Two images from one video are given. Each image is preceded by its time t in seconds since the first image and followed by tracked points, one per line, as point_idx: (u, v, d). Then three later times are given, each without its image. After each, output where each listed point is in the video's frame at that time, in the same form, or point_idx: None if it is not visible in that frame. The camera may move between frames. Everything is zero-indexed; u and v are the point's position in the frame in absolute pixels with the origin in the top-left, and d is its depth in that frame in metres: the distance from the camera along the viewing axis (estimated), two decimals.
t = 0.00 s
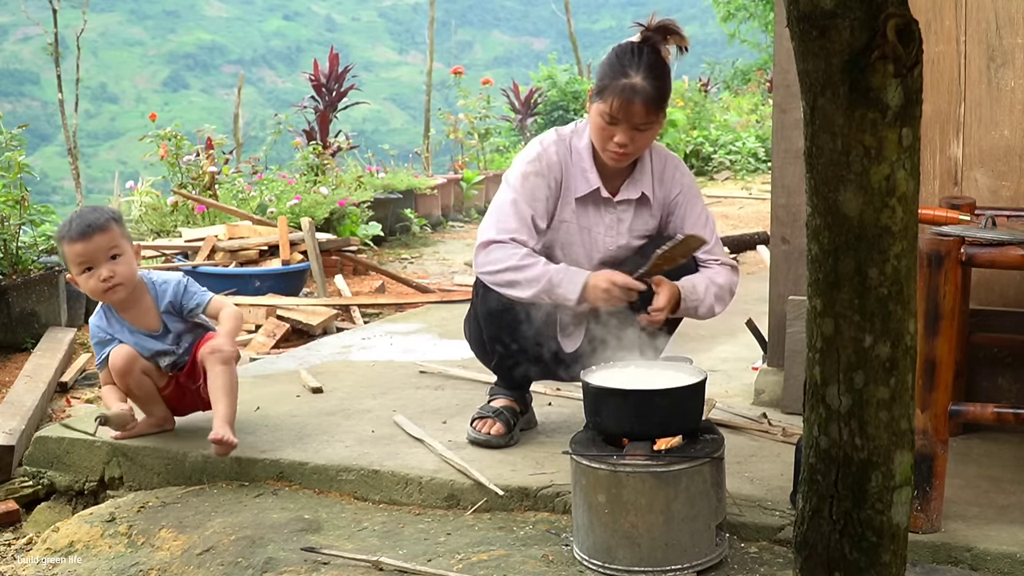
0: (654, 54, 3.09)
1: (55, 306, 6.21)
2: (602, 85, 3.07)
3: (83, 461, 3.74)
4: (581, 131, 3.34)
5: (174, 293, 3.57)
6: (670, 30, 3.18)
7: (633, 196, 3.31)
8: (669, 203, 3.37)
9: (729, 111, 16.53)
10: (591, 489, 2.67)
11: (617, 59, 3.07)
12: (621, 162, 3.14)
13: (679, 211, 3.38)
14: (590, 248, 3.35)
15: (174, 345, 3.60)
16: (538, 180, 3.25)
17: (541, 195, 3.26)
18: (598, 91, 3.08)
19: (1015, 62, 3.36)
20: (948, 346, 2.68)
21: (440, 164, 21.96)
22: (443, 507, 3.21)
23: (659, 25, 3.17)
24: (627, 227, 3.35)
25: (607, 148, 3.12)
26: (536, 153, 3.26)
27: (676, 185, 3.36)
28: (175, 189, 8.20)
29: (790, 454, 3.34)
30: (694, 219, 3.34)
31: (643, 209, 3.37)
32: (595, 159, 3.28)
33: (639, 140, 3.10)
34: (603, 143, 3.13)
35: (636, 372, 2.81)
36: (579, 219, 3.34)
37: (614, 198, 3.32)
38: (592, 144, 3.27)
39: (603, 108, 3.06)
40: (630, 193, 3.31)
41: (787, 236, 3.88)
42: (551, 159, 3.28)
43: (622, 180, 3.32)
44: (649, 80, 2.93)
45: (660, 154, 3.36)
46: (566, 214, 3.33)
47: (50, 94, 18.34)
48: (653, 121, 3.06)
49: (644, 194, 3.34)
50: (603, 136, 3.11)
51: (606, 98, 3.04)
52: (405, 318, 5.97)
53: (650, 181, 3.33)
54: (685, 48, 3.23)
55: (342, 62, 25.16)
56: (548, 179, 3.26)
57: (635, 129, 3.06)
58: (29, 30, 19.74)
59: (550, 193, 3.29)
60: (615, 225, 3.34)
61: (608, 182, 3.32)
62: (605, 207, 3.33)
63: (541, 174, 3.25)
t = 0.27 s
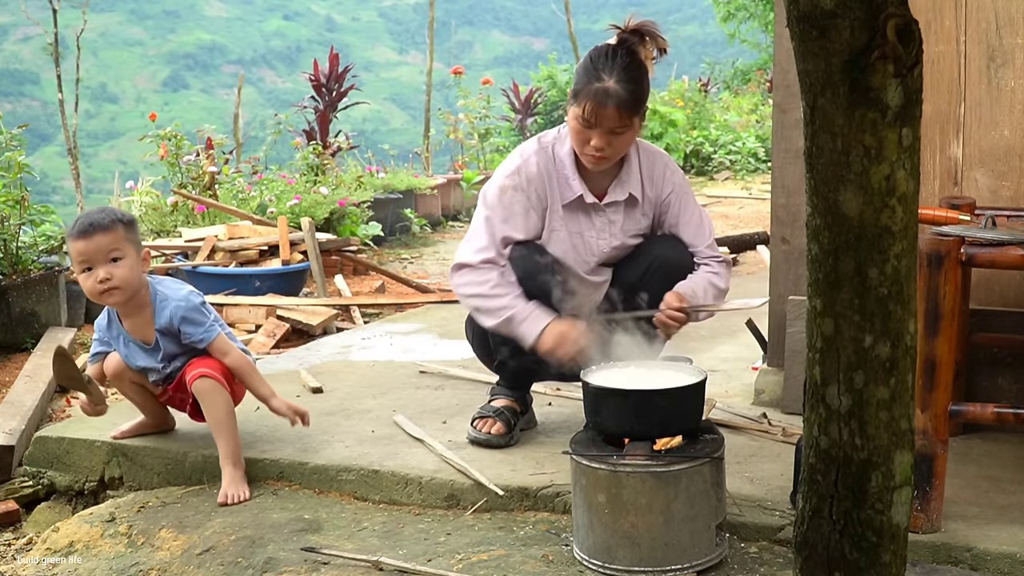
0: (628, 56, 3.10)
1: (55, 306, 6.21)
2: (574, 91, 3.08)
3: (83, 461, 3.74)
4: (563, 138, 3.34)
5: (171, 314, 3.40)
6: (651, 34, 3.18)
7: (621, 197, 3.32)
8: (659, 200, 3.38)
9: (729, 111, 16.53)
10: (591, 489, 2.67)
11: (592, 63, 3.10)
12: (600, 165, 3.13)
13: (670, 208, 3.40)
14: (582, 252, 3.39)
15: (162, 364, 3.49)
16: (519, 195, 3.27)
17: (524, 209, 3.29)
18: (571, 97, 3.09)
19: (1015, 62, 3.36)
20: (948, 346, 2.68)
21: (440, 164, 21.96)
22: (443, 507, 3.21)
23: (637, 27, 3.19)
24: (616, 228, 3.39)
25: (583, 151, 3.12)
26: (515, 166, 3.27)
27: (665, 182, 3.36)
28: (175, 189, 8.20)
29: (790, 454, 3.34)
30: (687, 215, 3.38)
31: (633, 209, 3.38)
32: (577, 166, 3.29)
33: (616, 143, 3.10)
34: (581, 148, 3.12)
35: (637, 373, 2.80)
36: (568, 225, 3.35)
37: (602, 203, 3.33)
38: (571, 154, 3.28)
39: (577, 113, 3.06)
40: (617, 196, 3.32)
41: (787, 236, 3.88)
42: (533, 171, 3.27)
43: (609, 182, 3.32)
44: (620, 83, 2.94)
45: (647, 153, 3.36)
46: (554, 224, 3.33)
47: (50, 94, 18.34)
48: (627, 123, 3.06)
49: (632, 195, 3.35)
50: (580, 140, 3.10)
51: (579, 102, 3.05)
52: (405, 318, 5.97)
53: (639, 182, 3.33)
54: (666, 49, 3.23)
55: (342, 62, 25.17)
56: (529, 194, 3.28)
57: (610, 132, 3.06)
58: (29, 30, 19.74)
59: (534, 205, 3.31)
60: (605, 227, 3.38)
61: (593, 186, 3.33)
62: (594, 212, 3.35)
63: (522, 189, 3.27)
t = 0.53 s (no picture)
0: (621, 41, 3.14)
1: (55, 306, 6.21)
2: (583, 81, 3.07)
3: (83, 461, 3.74)
4: (555, 143, 3.32)
5: (190, 291, 3.33)
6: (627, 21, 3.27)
7: (614, 192, 3.32)
8: (652, 194, 3.40)
9: (729, 111, 16.54)
10: (591, 489, 2.67)
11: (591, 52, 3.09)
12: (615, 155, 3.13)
13: (662, 200, 3.43)
14: (582, 256, 3.38)
15: (168, 335, 3.46)
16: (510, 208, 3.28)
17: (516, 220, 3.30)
18: (578, 89, 3.08)
19: (1015, 62, 3.36)
20: (948, 345, 2.69)
21: (440, 164, 21.96)
22: (443, 507, 3.21)
23: (610, 19, 3.25)
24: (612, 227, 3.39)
25: (596, 144, 3.11)
26: (503, 182, 3.26)
27: (656, 175, 3.39)
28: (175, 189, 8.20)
29: (790, 454, 3.34)
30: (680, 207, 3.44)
31: (627, 205, 3.39)
32: (571, 170, 3.28)
33: (629, 126, 3.10)
34: (592, 143, 3.11)
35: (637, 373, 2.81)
36: (567, 232, 3.35)
37: (597, 203, 3.33)
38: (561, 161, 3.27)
39: (590, 103, 3.07)
40: (611, 192, 3.31)
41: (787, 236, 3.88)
42: (522, 183, 3.27)
43: (601, 180, 3.34)
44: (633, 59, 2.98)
45: (636, 148, 3.38)
46: (552, 231, 3.32)
47: (50, 94, 18.34)
48: (639, 105, 3.09)
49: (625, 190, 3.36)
50: (594, 131, 3.09)
51: (591, 91, 3.05)
52: (405, 318, 5.97)
53: (631, 177, 3.36)
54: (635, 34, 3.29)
55: (342, 62, 25.17)
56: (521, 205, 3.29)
57: (625, 116, 3.08)
58: (29, 30, 19.75)
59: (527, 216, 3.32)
60: (602, 227, 3.38)
61: (586, 186, 3.33)
62: (591, 214, 3.35)
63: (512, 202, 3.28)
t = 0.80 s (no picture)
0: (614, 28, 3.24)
1: (55, 306, 6.21)
2: (602, 73, 3.12)
3: (83, 461, 3.74)
4: (561, 140, 3.34)
5: (223, 207, 3.21)
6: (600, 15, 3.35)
7: (621, 186, 3.33)
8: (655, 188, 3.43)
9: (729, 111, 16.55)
10: (591, 489, 2.67)
11: (592, 48, 3.17)
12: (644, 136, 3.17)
13: (665, 194, 3.46)
14: (589, 252, 3.38)
15: (185, 257, 3.27)
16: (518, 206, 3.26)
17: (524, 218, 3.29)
18: (598, 81, 3.12)
19: (1015, 62, 3.36)
20: (948, 345, 2.69)
21: (440, 164, 21.96)
22: (443, 507, 3.21)
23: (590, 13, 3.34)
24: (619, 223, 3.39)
25: (625, 130, 3.13)
26: (510, 180, 3.25)
27: (659, 170, 3.42)
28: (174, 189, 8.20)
29: (790, 454, 3.34)
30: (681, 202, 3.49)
31: (631, 199, 3.41)
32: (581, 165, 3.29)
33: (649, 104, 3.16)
34: (622, 129, 3.13)
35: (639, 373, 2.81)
36: (574, 229, 3.35)
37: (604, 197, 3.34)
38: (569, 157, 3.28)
39: (615, 90, 3.11)
40: (617, 184, 3.33)
41: (787, 236, 3.87)
42: (529, 180, 3.27)
43: (606, 175, 3.35)
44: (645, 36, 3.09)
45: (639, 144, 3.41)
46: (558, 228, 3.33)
47: (50, 94, 18.34)
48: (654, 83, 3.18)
49: (630, 184, 3.37)
50: (622, 116, 3.11)
51: (614, 77, 3.10)
52: (405, 318, 5.97)
53: (634, 171, 3.38)
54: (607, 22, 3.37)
55: (342, 62, 25.18)
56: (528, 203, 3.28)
57: (646, 95, 3.15)
58: (29, 30, 19.76)
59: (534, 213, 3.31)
60: (610, 222, 3.37)
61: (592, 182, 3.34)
62: (598, 209, 3.35)
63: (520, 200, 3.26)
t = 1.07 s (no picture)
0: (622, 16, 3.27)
1: (55, 306, 6.21)
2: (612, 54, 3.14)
3: (83, 461, 3.74)
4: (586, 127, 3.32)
5: (226, 196, 3.06)
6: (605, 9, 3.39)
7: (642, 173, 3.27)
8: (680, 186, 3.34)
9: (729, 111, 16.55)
10: (591, 489, 2.67)
11: (603, 30, 3.19)
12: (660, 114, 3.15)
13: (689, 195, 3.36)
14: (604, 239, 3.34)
15: (179, 243, 3.06)
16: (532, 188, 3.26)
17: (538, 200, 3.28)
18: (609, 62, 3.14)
19: (1015, 62, 3.36)
20: (948, 345, 2.68)
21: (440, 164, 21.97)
22: (443, 507, 3.21)
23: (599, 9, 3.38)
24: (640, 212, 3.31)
25: (641, 107, 3.13)
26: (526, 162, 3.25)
27: (686, 169, 3.34)
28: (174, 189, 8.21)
29: (790, 454, 3.34)
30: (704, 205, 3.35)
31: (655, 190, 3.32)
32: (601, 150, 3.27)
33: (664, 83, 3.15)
34: (637, 107, 3.13)
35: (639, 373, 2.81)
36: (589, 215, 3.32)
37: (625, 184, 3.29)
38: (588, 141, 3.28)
39: (625, 68, 3.12)
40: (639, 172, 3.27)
41: (787, 236, 3.87)
42: (546, 164, 3.26)
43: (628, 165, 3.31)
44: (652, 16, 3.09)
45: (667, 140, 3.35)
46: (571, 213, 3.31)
47: (50, 94, 18.33)
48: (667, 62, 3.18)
49: (653, 172, 3.30)
50: (636, 93, 3.12)
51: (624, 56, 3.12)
52: (405, 318, 5.97)
53: (659, 161, 3.31)
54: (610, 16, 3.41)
55: (342, 62, 25.18)
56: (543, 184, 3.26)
57: (659, 73, 3.14)
58: (29, 30, 19.76)
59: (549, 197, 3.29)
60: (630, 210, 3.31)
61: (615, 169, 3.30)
62: (617, 197, 3.31)
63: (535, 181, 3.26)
